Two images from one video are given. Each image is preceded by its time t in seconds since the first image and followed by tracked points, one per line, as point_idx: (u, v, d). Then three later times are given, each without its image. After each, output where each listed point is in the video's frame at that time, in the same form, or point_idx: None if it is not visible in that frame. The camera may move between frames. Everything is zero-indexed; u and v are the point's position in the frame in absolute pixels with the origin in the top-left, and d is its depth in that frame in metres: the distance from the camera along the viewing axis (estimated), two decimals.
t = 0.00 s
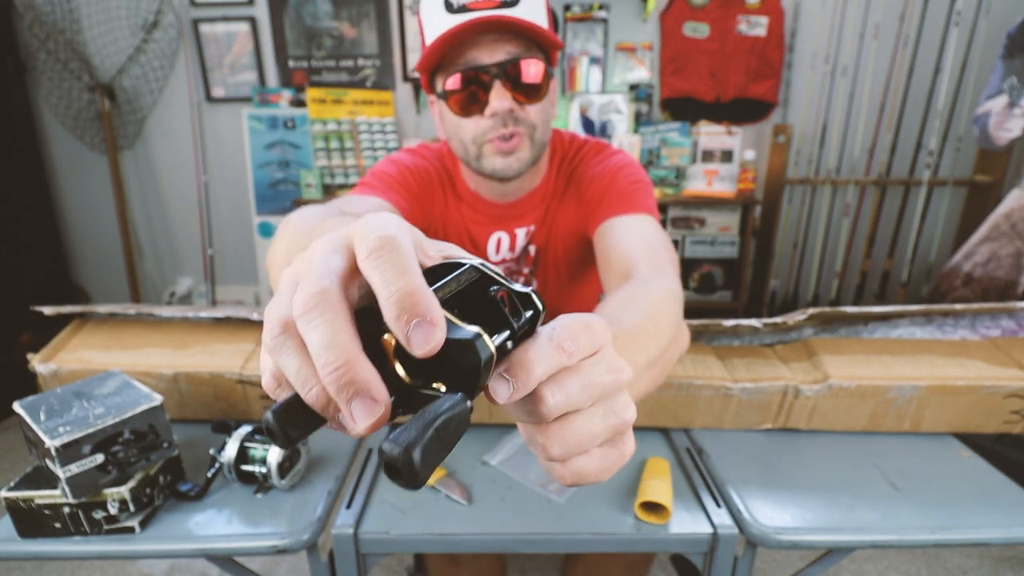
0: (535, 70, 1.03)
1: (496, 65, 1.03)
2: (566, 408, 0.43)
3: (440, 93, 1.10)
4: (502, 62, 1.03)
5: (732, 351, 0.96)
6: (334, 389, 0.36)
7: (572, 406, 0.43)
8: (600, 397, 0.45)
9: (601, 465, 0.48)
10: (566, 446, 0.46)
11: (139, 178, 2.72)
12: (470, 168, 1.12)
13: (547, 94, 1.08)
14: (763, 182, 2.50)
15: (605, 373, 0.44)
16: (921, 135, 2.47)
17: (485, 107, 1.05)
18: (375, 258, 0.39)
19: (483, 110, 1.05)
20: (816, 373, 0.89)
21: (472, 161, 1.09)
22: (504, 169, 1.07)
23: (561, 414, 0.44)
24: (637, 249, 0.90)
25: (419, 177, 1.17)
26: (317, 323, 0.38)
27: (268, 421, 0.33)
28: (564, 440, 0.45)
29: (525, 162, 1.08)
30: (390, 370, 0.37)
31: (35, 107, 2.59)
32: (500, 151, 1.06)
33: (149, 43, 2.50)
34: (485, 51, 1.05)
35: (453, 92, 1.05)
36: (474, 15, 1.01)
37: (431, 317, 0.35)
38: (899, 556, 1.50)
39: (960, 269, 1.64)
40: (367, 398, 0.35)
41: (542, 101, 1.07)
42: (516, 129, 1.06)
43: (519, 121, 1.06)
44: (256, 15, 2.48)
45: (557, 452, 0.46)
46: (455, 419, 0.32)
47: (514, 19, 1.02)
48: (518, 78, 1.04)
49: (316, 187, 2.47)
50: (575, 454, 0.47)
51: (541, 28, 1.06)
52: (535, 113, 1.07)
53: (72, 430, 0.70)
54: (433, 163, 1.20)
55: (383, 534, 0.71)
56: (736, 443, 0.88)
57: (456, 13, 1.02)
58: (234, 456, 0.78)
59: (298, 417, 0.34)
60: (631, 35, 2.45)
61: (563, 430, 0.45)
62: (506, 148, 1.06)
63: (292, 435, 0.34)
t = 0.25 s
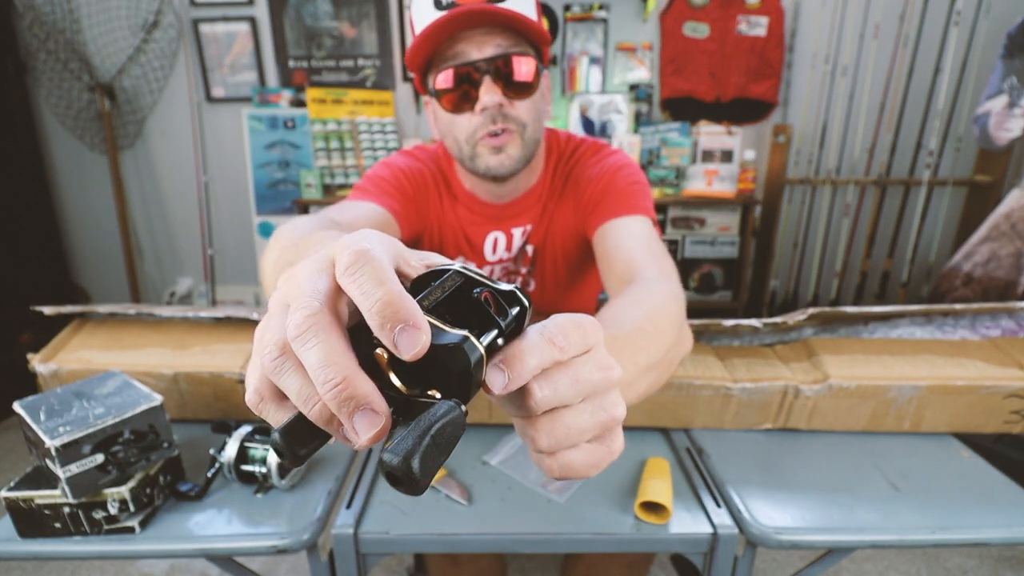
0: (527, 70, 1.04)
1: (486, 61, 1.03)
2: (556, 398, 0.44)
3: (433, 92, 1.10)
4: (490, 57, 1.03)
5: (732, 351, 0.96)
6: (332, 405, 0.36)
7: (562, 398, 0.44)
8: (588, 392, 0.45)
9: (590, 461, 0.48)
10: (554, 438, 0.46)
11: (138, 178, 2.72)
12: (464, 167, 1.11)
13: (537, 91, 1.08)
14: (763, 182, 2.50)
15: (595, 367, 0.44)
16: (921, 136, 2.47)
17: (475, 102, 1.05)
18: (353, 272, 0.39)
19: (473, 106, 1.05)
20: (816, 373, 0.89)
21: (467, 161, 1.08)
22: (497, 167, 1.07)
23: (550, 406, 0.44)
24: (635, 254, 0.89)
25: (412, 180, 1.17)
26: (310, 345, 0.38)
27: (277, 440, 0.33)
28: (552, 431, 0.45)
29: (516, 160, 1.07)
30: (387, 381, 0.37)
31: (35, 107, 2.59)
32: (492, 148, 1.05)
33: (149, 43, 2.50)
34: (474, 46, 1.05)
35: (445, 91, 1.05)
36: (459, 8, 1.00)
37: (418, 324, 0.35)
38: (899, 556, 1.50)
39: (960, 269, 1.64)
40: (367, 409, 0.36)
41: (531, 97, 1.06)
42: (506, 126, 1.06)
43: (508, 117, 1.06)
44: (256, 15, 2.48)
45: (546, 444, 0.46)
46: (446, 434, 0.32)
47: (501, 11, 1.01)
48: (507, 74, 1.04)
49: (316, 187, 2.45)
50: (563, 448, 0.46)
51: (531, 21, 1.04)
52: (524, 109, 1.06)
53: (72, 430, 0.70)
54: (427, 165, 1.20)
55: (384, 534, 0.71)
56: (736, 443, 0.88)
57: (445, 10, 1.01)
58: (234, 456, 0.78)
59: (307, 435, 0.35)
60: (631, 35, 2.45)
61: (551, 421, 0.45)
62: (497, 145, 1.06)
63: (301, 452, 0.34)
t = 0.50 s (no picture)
0: (523, 69, 1.02)
1: (479, 60, 1.01)
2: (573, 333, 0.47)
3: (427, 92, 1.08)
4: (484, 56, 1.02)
5: (732, 351, 0.96)
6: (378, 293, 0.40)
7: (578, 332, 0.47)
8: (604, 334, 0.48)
9: (604, 402, 0.50)
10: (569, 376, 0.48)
11: (138, 178, 2.72)
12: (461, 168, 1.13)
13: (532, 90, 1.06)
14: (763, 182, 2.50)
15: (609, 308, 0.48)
16: (921, 136, 2.47)
17: (468, 101, 1.03)
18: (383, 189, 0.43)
19: (466, 105, 1.03)
20: (816, 373, 0.89)
21: (460, 161, 1.10)
22: (493, 169, 1.09)
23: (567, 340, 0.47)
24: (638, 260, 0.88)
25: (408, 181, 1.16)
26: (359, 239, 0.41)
27: (330, 332, 0.38)
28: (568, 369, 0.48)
29: (511, 160, 1.08)
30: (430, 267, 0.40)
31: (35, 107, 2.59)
32: (487, 150, 1.06)
33: (149, 43, 2.50)
34: (469, 47, 1.04)
35: (438, 90, 1.03)
36: (455, 7, 0.99)
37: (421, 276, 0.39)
38: (899, 556, 1.50)
39: (960, 269, 1.64)
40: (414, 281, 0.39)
41: (526, 96, 1.04)
42: (500, 126, 1.04)
43: (502, 117, 1.04)
44: (256, 15, 2.48)
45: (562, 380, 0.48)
46: (491, 260, 0.36)
47: (496, 13, 1.01)
48: (502, 74, 1.02)
49: (316, 187, 2.46)
50: (579, 383, 0.49)
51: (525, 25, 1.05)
52: (518, 108, 1.04)
53: (72, 430, 0.70)
54: (423, 166, 1.20)
55: (384, 534, 0.71)
56: (736, 443, 0.88)
57: (439, 10, 1.00)
58: (234, 457, 0.78)
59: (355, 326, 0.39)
60: (631, 35, 2.45)
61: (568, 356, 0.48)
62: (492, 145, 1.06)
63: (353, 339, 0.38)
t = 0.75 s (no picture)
0: (525, 71, 1.01)
1: (483, 67, 1.01)
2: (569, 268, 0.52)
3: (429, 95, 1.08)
4: (489, 65, 1.01)
5: (732, 351, 0.96)
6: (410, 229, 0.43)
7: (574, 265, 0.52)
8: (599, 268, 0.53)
9: (601, 330, 0.54)
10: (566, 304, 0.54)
11: (138, 178, 2.72)
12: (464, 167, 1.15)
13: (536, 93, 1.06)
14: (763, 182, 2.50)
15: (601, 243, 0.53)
16: (921, 136, 2.47)
17: (472, 109, 1.03)
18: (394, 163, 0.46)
19: (470, 112, 1.04)
20: (816, 373, 0.89)
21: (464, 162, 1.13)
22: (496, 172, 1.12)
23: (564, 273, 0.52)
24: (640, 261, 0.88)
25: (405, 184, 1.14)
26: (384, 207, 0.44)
27: (380, 272, 0.41)
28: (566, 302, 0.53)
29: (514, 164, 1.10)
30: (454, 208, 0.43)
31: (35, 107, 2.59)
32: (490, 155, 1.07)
33: (149, 43, 2.51)
34: (472, 53, 1.04)
35: (441, 95, 1.03)
36: (460, 17, 0.99)
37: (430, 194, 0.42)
38: (899, 556, 1.50)
39: (960, 269, 1.64)
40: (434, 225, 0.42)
41: (529, 102, 1.04)
42: (503, 133, 1.06)
43: (506, 123, 1.05)
44: (256, 15, 2.48)
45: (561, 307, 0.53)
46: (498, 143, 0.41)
47: (501, 23, 1.00)
48: (506, 80, 1.01)
49: (316, 186, 2.46)
50: (577, 310, 0.54)
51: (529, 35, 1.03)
52: (522, 114, 1.05)
53: (72, 430, 0.70)
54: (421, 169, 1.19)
55: (384, 533, 0.71)
56: (736, 443, 0.88)
57: (444, 16, 0.99)
58: (234, 456, 0.78)
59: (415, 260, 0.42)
60: (631, 35, 2.45)
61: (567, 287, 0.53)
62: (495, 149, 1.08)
63: (404, 276, 0.41)
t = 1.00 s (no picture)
0: (528, 71, 1.01)
1: (487, 69, 1.00)
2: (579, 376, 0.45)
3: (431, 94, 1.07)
4: (494, 67, 1.00)
5: (732, 351, 0.96)
6: (323, 460, 0.42)
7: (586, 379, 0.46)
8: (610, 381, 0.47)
9: (605, 450, 0.50)
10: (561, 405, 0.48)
11: (139, 178, 2.72)
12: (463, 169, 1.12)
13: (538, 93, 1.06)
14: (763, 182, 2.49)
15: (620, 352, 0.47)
16: (921, 136, 2.48)
17: (476, 111, 1.02)
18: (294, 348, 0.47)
19: (474, 114, 1.03)
20: (816, 373, 0.89)
21: (465, 163, 1.09)
22: (497, 172, 1.08)
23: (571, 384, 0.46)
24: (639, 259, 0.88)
25: (406, 187, 1.15)
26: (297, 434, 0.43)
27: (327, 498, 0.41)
28: (565, 414, 0.48)
29: (518, 164, 1.09)
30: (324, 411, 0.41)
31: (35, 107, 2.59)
32: (493, 156, 1.06)
33: (150, 43, 2.51)
34: (477, 55, 1.03)
35: (445, 96, 1.02)
36: (468, 20, 0.99)
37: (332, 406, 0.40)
38: (899, 556, 1.50)
39: (960, 269, 1.64)
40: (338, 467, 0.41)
41: (533, 104, 1.05)
42: (507, 134, 1.05)
43: (510, 125, 1.04)
44: (256, 15, 2.48)
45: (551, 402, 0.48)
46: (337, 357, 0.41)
47: (507, 27, 1.00)
48: (510, 82, 1.01)
49: (316, 186, 2.46)
50: (579, 435, 0.49)
51: (533, 38, 1.04)
52: (526, 116, 1.05)
53: (72, 429, 0.70)
54: (422, 170, 1.20)
55: (384, 533, 0.71)
56: (736, 443, 0.88)
57: (448, 17, 1.00)
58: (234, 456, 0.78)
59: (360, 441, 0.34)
60: (631, 35, 2.45)
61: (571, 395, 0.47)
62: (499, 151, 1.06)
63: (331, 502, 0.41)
